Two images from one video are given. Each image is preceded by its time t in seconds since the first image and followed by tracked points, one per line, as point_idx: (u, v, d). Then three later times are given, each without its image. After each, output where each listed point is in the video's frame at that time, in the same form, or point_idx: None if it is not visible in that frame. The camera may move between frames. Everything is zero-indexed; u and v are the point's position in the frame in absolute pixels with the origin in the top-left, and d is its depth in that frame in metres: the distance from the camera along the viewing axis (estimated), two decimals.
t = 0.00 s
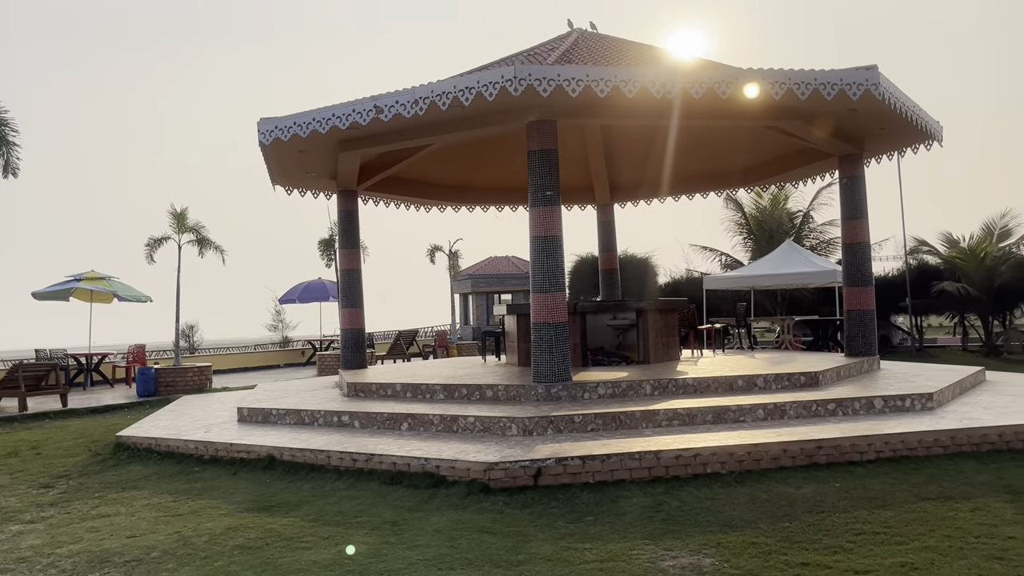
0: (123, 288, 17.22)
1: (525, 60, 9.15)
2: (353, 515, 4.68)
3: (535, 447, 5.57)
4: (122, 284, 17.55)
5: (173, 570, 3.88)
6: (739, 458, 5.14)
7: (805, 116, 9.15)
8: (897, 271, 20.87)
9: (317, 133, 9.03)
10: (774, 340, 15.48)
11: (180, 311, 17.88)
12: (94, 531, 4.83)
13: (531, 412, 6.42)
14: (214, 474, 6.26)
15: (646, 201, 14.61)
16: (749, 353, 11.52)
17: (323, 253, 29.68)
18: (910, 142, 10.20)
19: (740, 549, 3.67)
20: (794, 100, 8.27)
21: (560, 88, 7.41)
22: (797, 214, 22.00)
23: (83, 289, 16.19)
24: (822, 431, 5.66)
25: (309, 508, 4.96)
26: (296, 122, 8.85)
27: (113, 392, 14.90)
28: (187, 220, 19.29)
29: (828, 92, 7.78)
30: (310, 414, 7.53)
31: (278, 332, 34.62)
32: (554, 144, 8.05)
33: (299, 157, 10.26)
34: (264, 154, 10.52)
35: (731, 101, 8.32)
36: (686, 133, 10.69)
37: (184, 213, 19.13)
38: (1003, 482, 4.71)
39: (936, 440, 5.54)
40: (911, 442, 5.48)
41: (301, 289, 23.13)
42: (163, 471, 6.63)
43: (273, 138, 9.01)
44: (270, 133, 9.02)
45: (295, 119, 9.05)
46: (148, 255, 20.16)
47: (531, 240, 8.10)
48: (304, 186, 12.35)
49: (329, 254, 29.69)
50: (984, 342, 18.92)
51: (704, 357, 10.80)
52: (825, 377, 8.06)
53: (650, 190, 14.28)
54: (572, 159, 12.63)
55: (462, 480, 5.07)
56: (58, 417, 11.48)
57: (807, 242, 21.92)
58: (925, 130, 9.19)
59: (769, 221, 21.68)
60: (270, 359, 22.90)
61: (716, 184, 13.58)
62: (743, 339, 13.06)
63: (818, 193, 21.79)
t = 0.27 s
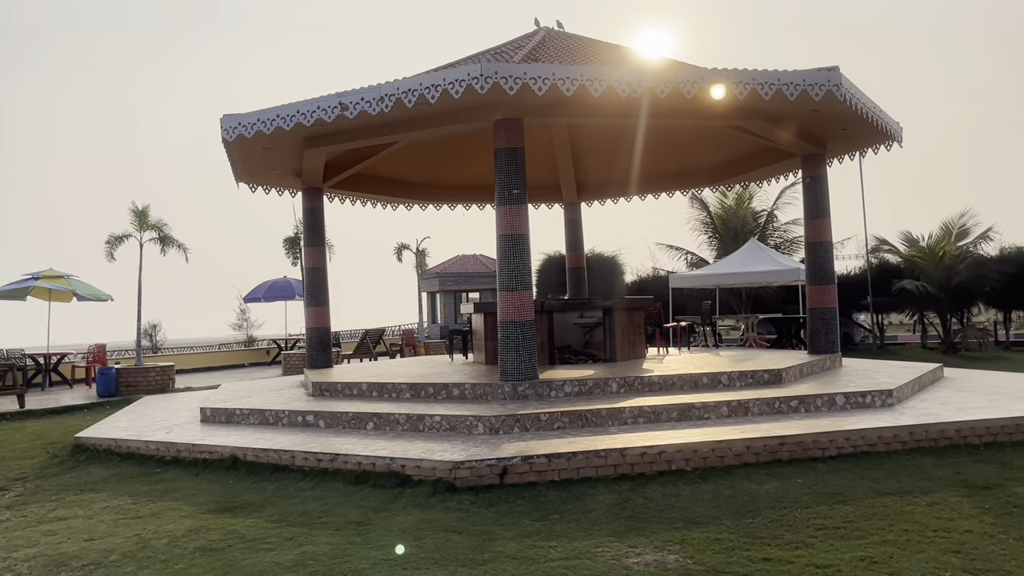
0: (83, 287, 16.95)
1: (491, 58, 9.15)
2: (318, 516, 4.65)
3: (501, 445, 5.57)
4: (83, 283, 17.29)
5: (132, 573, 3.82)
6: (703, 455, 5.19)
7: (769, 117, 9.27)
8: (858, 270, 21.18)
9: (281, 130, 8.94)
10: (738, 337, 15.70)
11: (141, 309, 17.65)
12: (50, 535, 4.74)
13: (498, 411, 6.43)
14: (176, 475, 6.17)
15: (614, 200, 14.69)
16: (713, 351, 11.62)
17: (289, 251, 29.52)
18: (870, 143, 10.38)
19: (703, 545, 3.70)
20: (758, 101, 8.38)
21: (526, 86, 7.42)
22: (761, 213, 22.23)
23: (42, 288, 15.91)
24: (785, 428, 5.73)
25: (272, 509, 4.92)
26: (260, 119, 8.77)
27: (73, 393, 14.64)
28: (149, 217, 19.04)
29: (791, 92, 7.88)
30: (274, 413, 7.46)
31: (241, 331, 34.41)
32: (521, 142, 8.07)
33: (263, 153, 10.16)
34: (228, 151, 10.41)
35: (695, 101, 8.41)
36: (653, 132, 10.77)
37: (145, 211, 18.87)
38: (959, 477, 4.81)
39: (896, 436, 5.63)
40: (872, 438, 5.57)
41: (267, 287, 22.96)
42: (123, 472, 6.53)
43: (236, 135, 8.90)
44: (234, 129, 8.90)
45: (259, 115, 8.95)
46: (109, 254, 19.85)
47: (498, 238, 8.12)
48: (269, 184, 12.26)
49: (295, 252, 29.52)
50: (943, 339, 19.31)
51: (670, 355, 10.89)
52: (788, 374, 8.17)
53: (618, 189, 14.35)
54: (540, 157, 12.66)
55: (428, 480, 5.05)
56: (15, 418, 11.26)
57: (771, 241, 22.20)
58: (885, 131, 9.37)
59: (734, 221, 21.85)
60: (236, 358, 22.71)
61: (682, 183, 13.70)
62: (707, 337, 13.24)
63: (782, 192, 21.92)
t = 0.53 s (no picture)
0: (39, 286, 16.63)
1: (456, 56, 9.15)
2: (279, 516, 4.61)
3: (465, 444, 5.56)
4: (38, 281, 16.97)
5: None
6: (666, 452, 5.24)
7: (731, 117, 9.39)
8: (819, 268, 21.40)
9: (242, 127, 8.83)
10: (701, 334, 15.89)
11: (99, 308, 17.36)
12: (2, 538, 4.64)
13: (463, 410, 6.41)
14: (134, 477, 6.07)
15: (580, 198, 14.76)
16: (677, 348, 11.71)
17: (251, 249, 29.26)
18: (830, 143, 10.56)
19: (665, 541, 3.74)
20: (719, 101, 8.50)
21: (490, 84, 7.43)
22: (724, 213, 22.39)
23: None
24: (747, 424, 5.81)
25: (233, 509, 4.86)
26: (220, 115, 8.65)
27: (27, 393, 14.35)
28: (107, 215, 18.71)
29: (752, 92, 7.99)
30: (235, 413, 7.38)
31: (203, 330, 33.79)
32: (485, 140, 8.10)
33: (225, 149, 10.05)
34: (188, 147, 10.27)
35: (658, 100, 8.50)
36: (617, 131, 10.85)
37: (103, 208, 18.56)
38: (915, 472, 4.92)
39: (854, 432, 5.73)
40: (831, 434, 5.67)
41: (229, 286, 22.71)
42: (79, 474, 6.40)
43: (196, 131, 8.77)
44: (193, 125, 8.77)
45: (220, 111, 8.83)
46: (65, 251, 19.46)
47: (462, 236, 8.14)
48: (230, 180, 12.10)
49: (257, 250, 29.24)
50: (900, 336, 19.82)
51: (634, 353, 10.98)
52: (750, 371, 8.28)
53: (584, 188, 14.42)
54: (505, 155, 12.66)
55: (391, 479, 5.02)
56: None
57: (735, 240, 22.42)
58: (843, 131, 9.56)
59: (697, 219, 22.01)
60: (197, 357, 22.46)
61: (647, 182, 13.81)
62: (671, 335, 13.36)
63: (744, 191, 22.13)
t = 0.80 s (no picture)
0: None
1: (418, 53, 9.14)
2: (239, 517, 4.56)
3: (428, 442, 5.55)
4: None
5: None
6: (627, 449, 5.28)
7: (694, 116, 9.50)
8: (779, 266, 21.83)
9: (201, 122, 8.71)
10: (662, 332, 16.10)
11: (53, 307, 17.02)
12: None
13: (425, 408, 6.40)
14: (88, 479, 5.96)
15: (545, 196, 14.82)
16: (640, 346, 11.80)
17: (210, 247, 28.97)
18: (788, 144, 10.76)
19: (626, 538, 3.77)
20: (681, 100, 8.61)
21: (453, 81, 7.42)
22: (685, 211, 22.58)
23: None
24: (707, 421, 5.88)
25: (191, 511, 4.80)
26: (178, 111, 8.52)
27: None
28: (62, 211, 18.36)
29: (713, 92, 8.09)
30: (194, 413, 7.28)
31: (161, 329, 33.24)
32: (448, 137, 8.10)
33: (184, 145, 9.91)
34: (146, 143, 10.12)
35: (620, 100, 8.58)
36: (581, 130, 10.92)
37: (57, 204, 18.20)
38: (870, 466, 5.03)
39: (812, 428, 5.84)
40: (789, 430, 5.76)
41: (189, 284, 22.43)
42: (31, 477, 6.27)
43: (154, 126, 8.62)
44: (151, 120, 8.63)
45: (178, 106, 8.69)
46: (18, 248, 19.02)
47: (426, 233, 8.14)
48: (190, 177, 11.92)
49: (217, 248, 28.95)
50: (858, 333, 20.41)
51: (597, 350, 11.04)
52: (711, 368, 8.39)
53: (549, 186, 14.48)
54: (470, 153, 12.66)
55: (353, 479, 4.98)
56: None
57: (696, 238, 22.66)
58: (802, 132, 9.74)
59: (659, 218, 22.18)
60: (155, 356, 22.17)
61: (612, 181, 13.90)
62: (634, 333, 13.46)
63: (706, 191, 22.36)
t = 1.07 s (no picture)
0: None
1: (379, 49, 9.07)
2: (195, 519, 4.50)
3: (389, 441, 5.53)
4: None
5: None
6: (588, 446, 5.32)
7: (656, 116, 9.56)
8: (738, 265, 22.29)
9: (154, 118, 8.54)
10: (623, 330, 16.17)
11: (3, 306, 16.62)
12: None
13: (387, 407, 6.36)
14: (39, 482, 5.83)
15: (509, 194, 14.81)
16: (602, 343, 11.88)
17: (167, 244, 28.59)
18: (747, 144, 10.88)
19: (586, 535, 3.79)
20: (643, 99, 8.66)
21: (414, 78, 7.36)
22: (646, 210, 22.76)
23: None
24: (667, 417, 5.94)
25: (146, 513, 4.72)
26: (131, 106, 8.35)
27: None
28: (13, 208, 17.91)
29: (674, 91, 8.16)
30: (150, 414, 7.17)
31: (117, 328, 32.61)
32: (410, 135, 8.05)
33: (138, 141, 9.73)
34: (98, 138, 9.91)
35: (581, 98, 8.62)
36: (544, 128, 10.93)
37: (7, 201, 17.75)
38: (826, 461, 5.12)
39: (770, 423, 5.93)
40: (748, 426, 5.85)
41: (145, 282, 22.06)
42: None
43: (106, 121, 8.43)
44: (103, 115, 8.44)
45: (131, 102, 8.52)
46: None
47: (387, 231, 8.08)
48: (145, 172, 11.74)
49: (174, 245, 28.57)
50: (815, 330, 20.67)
51: (559, 348, 11.11)
52: (671, 365, 8.48)
53: (513, 184, 14.48)
54: (433, 150, 12.61)
55: (312, 479, 4.94)
56: None
57: (657, 236, 22.86)
58: (760, 131, 9.85)
59: (621, 216, 22.26)
60: (111, 356, 21.80)
61: (576, 179, 13.95)
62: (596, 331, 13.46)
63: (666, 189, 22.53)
